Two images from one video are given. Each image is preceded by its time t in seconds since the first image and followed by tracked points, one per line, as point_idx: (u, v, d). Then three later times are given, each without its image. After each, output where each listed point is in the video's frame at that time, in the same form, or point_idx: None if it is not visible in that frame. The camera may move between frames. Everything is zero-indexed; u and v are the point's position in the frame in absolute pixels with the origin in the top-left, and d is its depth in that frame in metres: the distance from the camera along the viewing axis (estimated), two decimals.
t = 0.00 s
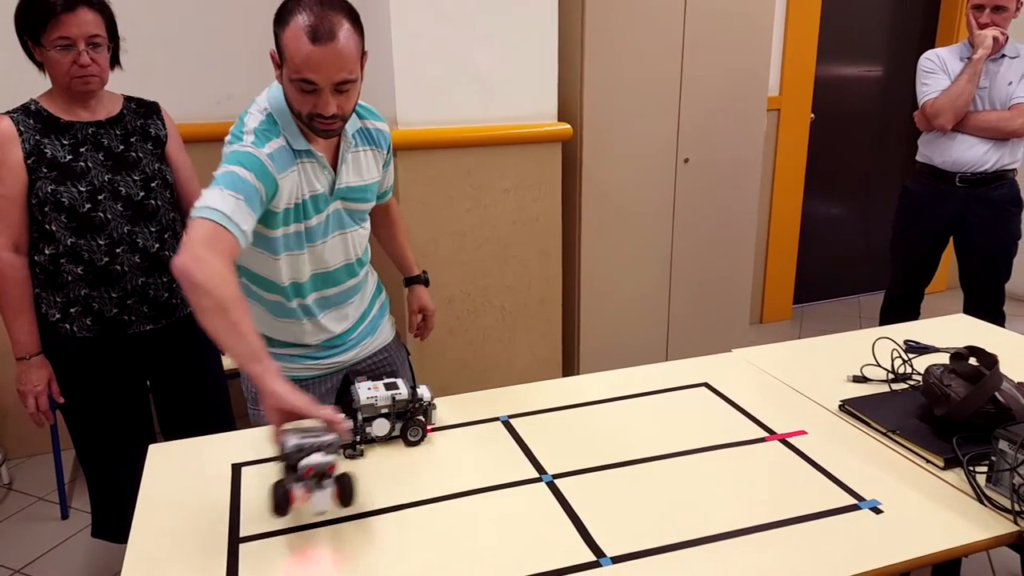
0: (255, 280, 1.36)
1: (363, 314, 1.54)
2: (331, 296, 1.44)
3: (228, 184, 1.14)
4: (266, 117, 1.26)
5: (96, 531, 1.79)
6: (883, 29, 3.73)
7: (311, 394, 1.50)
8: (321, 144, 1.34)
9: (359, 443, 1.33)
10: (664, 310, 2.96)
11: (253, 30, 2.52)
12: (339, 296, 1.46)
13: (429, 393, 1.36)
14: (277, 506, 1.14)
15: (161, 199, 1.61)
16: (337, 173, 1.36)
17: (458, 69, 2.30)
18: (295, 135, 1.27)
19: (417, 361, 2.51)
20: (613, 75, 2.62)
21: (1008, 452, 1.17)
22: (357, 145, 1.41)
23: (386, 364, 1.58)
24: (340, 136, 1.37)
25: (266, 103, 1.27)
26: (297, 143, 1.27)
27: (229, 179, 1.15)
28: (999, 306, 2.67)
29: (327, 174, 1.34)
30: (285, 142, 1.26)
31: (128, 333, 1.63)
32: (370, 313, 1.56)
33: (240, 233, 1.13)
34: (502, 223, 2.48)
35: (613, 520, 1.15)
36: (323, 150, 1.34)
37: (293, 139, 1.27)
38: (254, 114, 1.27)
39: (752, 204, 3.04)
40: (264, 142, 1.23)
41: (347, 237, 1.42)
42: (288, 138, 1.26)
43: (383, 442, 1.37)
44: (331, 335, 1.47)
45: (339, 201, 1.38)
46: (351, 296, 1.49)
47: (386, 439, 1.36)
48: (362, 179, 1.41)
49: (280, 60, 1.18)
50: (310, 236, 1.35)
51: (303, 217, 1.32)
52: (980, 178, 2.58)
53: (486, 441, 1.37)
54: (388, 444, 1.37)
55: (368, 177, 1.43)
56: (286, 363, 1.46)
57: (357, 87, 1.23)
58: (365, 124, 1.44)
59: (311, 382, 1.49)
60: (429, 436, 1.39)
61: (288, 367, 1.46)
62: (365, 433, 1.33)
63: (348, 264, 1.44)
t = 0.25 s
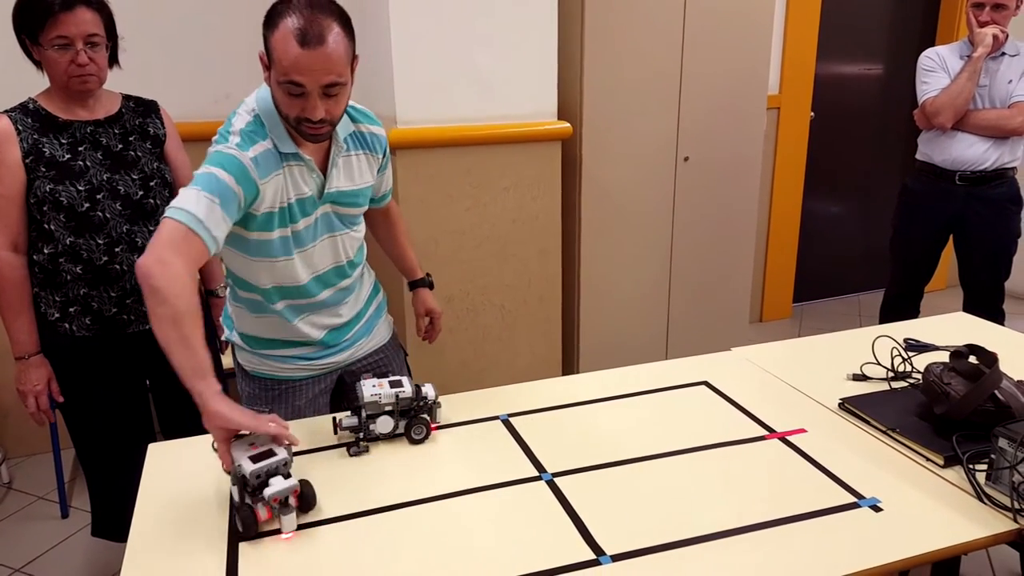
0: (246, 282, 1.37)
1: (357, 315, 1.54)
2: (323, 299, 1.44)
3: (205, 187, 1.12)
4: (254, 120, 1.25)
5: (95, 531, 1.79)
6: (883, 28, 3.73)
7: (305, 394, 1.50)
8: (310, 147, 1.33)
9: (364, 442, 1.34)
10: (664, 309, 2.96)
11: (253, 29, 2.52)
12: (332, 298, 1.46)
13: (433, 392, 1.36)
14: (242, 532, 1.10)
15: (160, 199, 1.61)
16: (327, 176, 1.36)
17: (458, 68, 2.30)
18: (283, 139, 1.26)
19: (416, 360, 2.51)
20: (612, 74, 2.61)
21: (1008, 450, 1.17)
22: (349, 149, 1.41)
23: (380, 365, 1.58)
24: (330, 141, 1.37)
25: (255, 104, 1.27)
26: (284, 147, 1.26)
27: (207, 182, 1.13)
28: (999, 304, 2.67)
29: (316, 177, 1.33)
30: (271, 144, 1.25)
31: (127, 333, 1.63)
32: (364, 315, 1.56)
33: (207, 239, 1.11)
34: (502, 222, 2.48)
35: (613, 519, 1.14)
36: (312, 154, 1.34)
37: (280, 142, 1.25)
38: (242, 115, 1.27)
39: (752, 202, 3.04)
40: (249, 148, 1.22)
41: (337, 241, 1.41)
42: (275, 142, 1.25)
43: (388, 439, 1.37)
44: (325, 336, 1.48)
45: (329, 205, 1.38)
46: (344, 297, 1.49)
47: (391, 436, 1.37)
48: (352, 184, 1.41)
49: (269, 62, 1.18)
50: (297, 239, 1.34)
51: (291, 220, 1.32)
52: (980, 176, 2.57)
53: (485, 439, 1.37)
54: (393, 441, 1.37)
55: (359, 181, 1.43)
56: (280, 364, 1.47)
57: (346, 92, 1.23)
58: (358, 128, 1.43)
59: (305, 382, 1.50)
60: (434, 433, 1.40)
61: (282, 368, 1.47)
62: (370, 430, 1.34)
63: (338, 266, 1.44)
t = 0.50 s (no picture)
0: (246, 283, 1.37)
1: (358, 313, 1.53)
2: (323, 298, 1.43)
3: (179, 192, 1.14)
4: (240, 116, 1.25)
5: (96, 529, 1.79)
6: (884, 23, 3.72)
7: (307, 393, 1.49)
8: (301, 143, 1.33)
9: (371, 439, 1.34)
10: (664, 306, 2.95)
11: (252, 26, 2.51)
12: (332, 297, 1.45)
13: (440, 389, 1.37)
14: (251, 536, 1.09)
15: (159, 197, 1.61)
16: (320, 173, 1.35)
17: (457, 65, 2.30)
18: (271, 135, 1.25)
19: (417, 357, 2.51)
20: (612, 70, 2.61)
21: (1010, 447, 1.17)
22: (342, 144, 1.39)
23: (381, 362, 1.58)
24: (323, 136, 1.35)
25: (245, 103, 1.26)
26: (272, 144, 1.25)
27: (181, 186, 1.15)
28: (999, 301, 2.67)
29: (309, 174, 1.33)
30: (258, 141, 1.25)
31: (127, 332, 1.62)
32: (364, 314, 1.55)
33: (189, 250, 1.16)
34: (502, 219, 2.48)
35: (614, 516, 1.14)
36: (304, 150, 1.33)
37: (268, 138, 1.25)
38: (230, 112, 1.26)
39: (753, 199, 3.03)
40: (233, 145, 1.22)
41: (334, 238, 1.41)
42: (263, 138, 1.25)
43: (394, 436, 1.38)
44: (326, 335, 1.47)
45: (324, 201, 1.38)
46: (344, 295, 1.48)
47: (396, 433, 1.38)
48: (348, 180, 1.40)
49: (254, 58, 1.18)
50: (293, 238, 1.34)
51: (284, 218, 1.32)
52: (981, 172, 2.57)
53: (486, 437, 1.37)
54: (400, 438, 1.38)
55: (355, 177, 1.42)
56: (281, 363, 1.46)
57: (335, 87, 1.22)
58: (353, 123, 1.41)
59: (307, 381, 1.49)
60: (440, 429, 1.40)
61: (284, 367, 1.47)
62: (377, 427, 1.34)
63: (338, 264, 1.44)
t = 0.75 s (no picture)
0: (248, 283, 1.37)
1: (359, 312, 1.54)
2: (327, 296, 1.43)
3: (186, 216, 1.16)
4: (237, 113, 1.23)
5: (96, 527, 1.79)
6: (885, 21, 3.71)
7: (308, 391, 1.50)
8: (299, 137, 1.31)
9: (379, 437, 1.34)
10: (665, 304, 2.95)
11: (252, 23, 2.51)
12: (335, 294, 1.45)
13: (444, 385, 1.37)
14: (275, 538, 1.08)
15: (158, 195, 1.60)
16: (318, 166, 1.34)
17: (458, 62, 2.29)
18: (268, 128, 1.23)
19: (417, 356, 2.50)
20: (613, 68, 2.60)
21: (1011, 445, 1.17)
22: (340, 135, 1.37)
23: (382, 360, 1.59)
24: (320, 127, 1.35)
25: (240, 99, 1.24)
26: (269, 138, 1.24)
27: (187, 211, 1.16)
28: (1000, 299, 2.66)
29: (308, 167, 1.31)
30: (256, 137, 1.23)
31: (126, 330, 1.62)
32: (365, 312, 1.56)
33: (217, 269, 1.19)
34: (503, 217, 2.47)
35: (615, 514, 1.14)
36: (301, 142, 1.32)
37: (264, 132, 1.23)
38: (226, 111, 1.24)
39: (753, 196, 3.02)
40: (225, 150, 1.20)
41: (336, 233, 1.41)
42: (259, 134, 1.23)
43: (400, 433, 1.38)
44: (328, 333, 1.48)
45: (324, 195, 1.37)
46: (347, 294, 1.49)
47: (403, 430, 1.37)
48: (347, 172, 1.39)
49: (249, 47, 1.17)
50: (292, 233, 1.33)
51: (286, 214, 1.30)
52: (982, 170, 2.56)
53: (487, 435, 1.37)
54: (406, 435, 1.38)
55: (354, 169, 1.40)
56: (283, 362, 1.47)
57: (331, 73, 1.21)
58: (350, 115, 1.40)
59: (309, 379, 1.49)
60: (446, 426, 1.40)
61: (286, 366, 1.47)
62: (383, 424, 1.34)
63: (340, 260, 1.44)
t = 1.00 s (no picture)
0: (253, 277, 1.37)
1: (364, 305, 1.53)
2: (332, 286, 1.43)
3: (187, 207, 1.15)
4: (238, 107, 1.23)
5: (95, 523, 1.79)
6: (888, 19, 3.70)
7: (315, 385, 1.50)
8: (299, 127, 1.31)
9: (383, 431, 1.34)
10: (665, 302, 2.95)
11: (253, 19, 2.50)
12: (340, 285, 1.44)
13: (449, 381, 1.36)
14: (264, 527, 1.09)
15: (158, 191, 1.60)
16: (319, 156, 1.34)
17: (459, 59, 2.28)
18: (268, 120, 1.24)
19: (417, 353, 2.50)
20: (614, 65, 2.60)
21: (1012, 444, 1.16)
22: (339, 125, 1.37)
23: (387, 354, 1.58)
24: (319, 117, 1.34)
25: (238, 94, 1.24)
26: (271, 130, 1.24)
27: (188, 202, 1.16)
28: (1001, 298, 2.66)
29: (309, 158, 1.31)
30: (257, 129, 1.23)
31: (126, 326, 1.62)
32: (369, 305, 1.55)
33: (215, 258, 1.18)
34: (503, 214, 2.47)
35: (614, 512, 1.14)
36: (302, 132, 1.32)
37: (265, 123, 1.24)
38: (226, 105, 1.24)
39: (755, 194, 3.02)
40: (227, 142, 1.20)
41: (338, 224, 1.40)
42: (261, 126, 1.23)
43: (405, 429, 1.38)
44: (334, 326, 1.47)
45: (326, 185, 1.36)
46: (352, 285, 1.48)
47: (408, 425, 1.37)
48: (348, 162, 1.38)
49: (244, 37, 1.17)
50: (298, 225, 1.33)
51: (289, 206, 1.30)
52: (984, 168, 2.56)
53: (487, 432, 1.37)
54: (411, 431, 1.38)
55: (355, 159, 1.40)
56: (290, 356, 1.46)
57: (327, 60, 1.21)
58: (347, 105, 1.40)
59: (315, 373, 1.49)
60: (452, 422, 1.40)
61: (293, 360, 1.46)
62: (387, 420, 1.34)
63: (344, 251, 1.43)
